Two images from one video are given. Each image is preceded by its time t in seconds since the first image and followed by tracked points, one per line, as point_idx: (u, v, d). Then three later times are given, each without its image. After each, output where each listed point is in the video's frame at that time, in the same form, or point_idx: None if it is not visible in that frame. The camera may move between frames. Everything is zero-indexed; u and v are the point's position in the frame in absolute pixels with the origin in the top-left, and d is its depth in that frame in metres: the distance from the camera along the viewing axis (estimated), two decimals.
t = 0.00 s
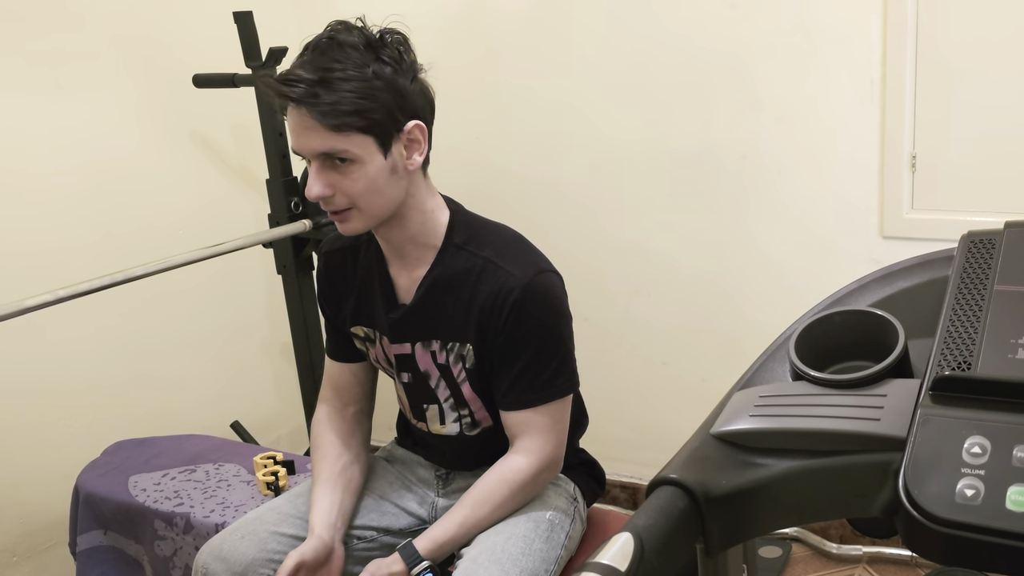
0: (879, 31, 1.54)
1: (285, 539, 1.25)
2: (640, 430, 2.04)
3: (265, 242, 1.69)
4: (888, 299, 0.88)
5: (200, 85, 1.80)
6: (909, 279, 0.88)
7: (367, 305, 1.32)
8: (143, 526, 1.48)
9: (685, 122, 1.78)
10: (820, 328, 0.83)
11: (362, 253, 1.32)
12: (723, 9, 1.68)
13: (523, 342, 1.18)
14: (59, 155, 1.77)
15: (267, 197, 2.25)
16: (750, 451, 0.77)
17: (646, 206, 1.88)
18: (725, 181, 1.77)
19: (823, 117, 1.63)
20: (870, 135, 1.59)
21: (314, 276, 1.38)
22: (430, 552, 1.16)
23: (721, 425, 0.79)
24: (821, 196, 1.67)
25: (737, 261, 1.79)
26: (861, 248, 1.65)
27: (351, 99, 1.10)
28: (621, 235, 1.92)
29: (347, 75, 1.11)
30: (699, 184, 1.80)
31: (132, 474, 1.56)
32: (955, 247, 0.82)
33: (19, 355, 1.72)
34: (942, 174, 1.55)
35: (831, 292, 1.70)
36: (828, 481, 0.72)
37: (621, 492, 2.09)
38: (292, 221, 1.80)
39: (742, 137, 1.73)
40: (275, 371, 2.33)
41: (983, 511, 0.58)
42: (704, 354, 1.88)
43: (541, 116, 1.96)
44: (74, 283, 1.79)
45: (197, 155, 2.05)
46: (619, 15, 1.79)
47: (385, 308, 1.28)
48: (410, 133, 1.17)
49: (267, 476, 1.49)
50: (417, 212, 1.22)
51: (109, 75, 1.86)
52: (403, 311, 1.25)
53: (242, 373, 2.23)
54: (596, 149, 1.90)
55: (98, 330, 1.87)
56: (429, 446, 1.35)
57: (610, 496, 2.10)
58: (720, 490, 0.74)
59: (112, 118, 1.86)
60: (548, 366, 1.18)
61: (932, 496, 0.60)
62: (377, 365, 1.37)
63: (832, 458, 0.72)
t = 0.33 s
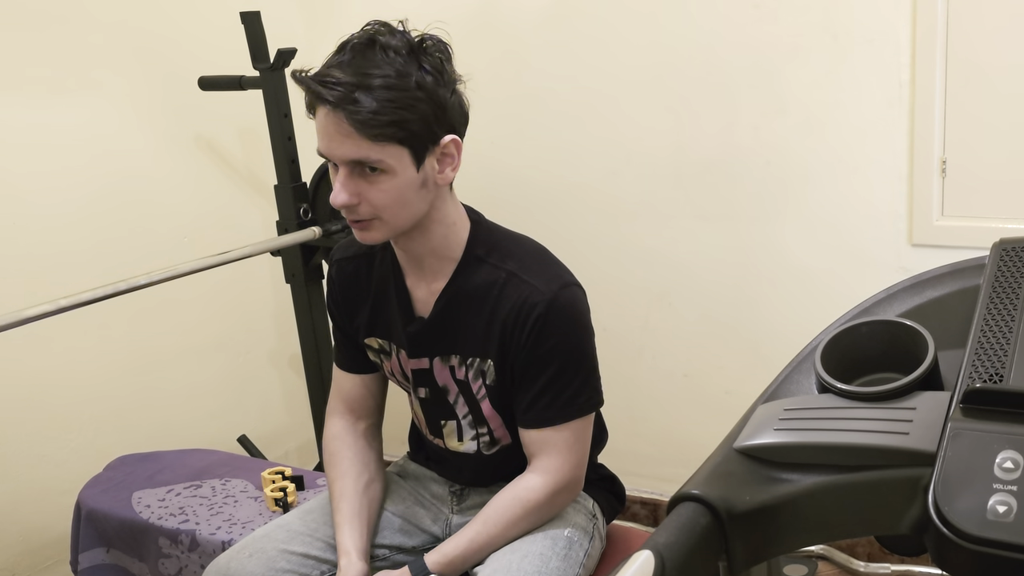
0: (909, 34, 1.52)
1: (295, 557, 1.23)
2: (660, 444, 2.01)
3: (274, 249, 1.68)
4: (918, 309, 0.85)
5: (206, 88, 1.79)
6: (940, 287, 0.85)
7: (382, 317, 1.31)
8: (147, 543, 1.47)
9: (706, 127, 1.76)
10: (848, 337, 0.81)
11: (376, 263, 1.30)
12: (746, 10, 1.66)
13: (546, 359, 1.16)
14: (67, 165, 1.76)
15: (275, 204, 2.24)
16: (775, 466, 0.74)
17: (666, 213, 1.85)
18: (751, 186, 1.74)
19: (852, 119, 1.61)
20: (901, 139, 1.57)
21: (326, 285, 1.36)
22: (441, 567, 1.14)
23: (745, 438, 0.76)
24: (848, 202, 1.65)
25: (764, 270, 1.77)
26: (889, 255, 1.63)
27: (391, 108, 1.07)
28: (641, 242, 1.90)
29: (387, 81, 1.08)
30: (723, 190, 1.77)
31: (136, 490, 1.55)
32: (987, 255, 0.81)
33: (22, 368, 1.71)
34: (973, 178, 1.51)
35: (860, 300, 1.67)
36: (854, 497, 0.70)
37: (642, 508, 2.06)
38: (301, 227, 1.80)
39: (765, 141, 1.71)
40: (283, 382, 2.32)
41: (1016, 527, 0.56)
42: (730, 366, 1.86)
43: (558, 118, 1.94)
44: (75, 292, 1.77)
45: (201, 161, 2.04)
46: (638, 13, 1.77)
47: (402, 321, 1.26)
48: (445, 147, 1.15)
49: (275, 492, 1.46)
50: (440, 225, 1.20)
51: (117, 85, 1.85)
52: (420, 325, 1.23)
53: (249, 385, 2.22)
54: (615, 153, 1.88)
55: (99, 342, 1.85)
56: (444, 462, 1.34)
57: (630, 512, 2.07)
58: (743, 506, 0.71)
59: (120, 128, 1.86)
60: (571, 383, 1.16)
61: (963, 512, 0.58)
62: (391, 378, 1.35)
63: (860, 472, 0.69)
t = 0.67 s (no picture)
0: (939, 34, 1.49)
1: None
2: (682, 458, 1.98)
3: (284, 257, 1.66)
4: (949, 320, 0.82)
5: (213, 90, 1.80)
6: (972, 297, 0.82)
7: (398, 327, 1.29)
8: (151, 561, 1.45)
9: (733, 131, 1.73)
10: (878, 349, 0.78)
11: (392, 271, 1.29)
12: (772, 10, 1.64)
13: (570, 372, 1.14)
14: (73, 174, 1.76)
15: (283, 211, 2.25)
16: (801, 482, 0.72)
17: (690, 222, 1.83)
18: (777, 191, 1.72)
19: (881, 121, 1.58)
20: (932, 144, 1.54)
21: (338, 292, 1.34)
22: None
23: (770, 454, 0.74)
24: (878, 209, 1.62)
25: (791, 280, 1.74)
26: (921, 263, 1.59)
27: (430, 94, 1.07)
28: (663, 249, 1.87)
29: (430, 68, 1.08)
30: (750, 198, 1.75)
31: (139, 507, 1.54)
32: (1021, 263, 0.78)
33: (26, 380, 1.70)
34: (1007, 183, 1.48)
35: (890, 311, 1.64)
36: (882, 519, 0.67)
37: (664, 526, 2.02)
38: (311, 235, 1.79)
39: (791, 144, 1.68)
40: (292, 394, 2.31)
41: None
42: (755, 379, 1.83)
43: (576, 121, 1.92)
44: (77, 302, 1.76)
45: (205, 167, 2.03)
46: (660, 14, 1.75)
47: (420, 332, 1.24)
48: (477, 146, 1.15)
49: (284, 509, 1.45)
50: (462, 229, 1.18)
51: (124, 93, 1.85)
52: (438, 335, 1.21)
53: (256, 397, 2.21)
54: (635, 159, 1.86)
55: (101, 356, 1.84)
56: (457, 478, 1.32)
57: (652, 530, 2.04)
58: (769, 524, 0.69)
59: (130, 139, 1.86)
60: (594, 398, 1.13)
61: (997, 530, 0.55)
62: (406, 389, 1.33)
63: (888, 490, 0.67)
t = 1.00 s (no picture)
0: (967, 34, 1.46)
1: None
2: (703, 473, 1.96)
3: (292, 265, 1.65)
4: (977, 330, 0.80)
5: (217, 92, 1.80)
6: (1000, 307, 0.80)
7: (415, 330, 1.27)
8: None
9: (756, 134, 1.71)
10: (903, 361, 0.76)
11: (411, 275, 1.27)
12: (793, 9, 1.62)
13: (593, 379, 1.12)
14: (74, 185, 1.76)
15: (291, 217, 2.25)
16: (826, 497, 0.70)
17: (711, 229, 1.80)
18: (799, 198, 1.69)
19: (906, 123, 1.56)
20: (959, 149, 1.51)
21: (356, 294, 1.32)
22: None
23: (792, 468, 0.72)
24: (904, 216, 1.59)
25: (813, 290, 1.72)
26: (948, 272, 1.57)
27: (457, 85, 1.07)
28: (681, 258, 1.85)
29: (457, 59, 1.07)
30: (773, 206, 1.72)
31: (142, 522, 1.52)
32: None
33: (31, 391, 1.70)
34: None
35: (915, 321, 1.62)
36: (911, 536, 0.64)
37: (684, 542, 2.00)
38: (319, 242, 1.78)
39: (814, 150, 1.66)
40: (300, 407, 2.32)
41: None
42: (777, 390, 1.80)
43: (593, 125, 1.90)
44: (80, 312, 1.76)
45: (212, 175, 2.03)
46: (678, 17, 1.73)
47: (439, 337, 1.22)
48: (503, 142, 1.13)
49: (292, 525, 1.43)
50: (486, 229, 1.17)
51: (131, 102, 1.85)
52: (457, 338, 1.20)
53: (263, 407, 2.20)
54: (652, 165, 1.84)
55: (104, 368, 1.83)
56: (471, 489, 1.30)
57: (672, 546, 2.02)
58: (792, 540, 0.67)
59: (134, 149, 1.86)
60: (618, 405, 1.11)
61: None
62: (422, 395, 1.31)
63: (916, 503, 0.64)
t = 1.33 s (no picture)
0: (988, 34, 1.45)
1: None
2: (717, 483, 1.94)
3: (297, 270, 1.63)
4: (999, 336, 0.79)
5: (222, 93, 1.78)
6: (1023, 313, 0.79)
7: (425, 337, 1.26)
8: None
9: (772, 136, 1.69)
10: (922, 368, 0.77)
11: (423, 281, 1.26)
12: (811, 7, 1.60)
13: (614, 393, 1.11)
14: (77, 193, 1.76)
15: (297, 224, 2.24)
16: (844, 508, 0.72)
17: (726, 234, 1.79)
18: (814, 202, 1.68)
19: (923, 126, 1.54)
20: (979, 151, 1.50)
21: (368, 299, 1.31)
22: None
23: (810, 478, 0.74)
24: (922, 220, 1.58)
25: (830, 296, 1.70)
26: (967, 278, 1.55)
27: (466, 82, 1.06)
28: (696, 264, 1.84)
29: (466, 57, 1.06)
30: (789, 210, 1.71)
31: (144, 534, 1.51)
32: None
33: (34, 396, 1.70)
34: None
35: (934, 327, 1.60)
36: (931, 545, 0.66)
37: (698, 553, 1.98)
38: (326, 247, 1.78)
39: (831, 154, 1.64)
40: (307, 417, 2.31)
41: None
42: (792, 396, 1.79)
43: (604, 129, 1.89)
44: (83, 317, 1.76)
45: (217, 181, 2.03)
46: (694, 17, 1.72)
47: (451, 344, 1.21)
48: (514, 144, 1.12)
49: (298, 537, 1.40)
50: (501, 234, 1.16)
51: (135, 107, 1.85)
52: (469, 348, 1.18)
53: (269, 414, 2.20)
54: (665, 168, 1.83)
55: (108, 374, 1.83)
56: (483, 500, 1.29)
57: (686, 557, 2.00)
58: (809, 551, 0.70)
59: (138, 157, 1.86)
60: (641, 417, 1.11)
61: None
62: (434, 402, 1.30)
63: (936, 515, 0.66)
